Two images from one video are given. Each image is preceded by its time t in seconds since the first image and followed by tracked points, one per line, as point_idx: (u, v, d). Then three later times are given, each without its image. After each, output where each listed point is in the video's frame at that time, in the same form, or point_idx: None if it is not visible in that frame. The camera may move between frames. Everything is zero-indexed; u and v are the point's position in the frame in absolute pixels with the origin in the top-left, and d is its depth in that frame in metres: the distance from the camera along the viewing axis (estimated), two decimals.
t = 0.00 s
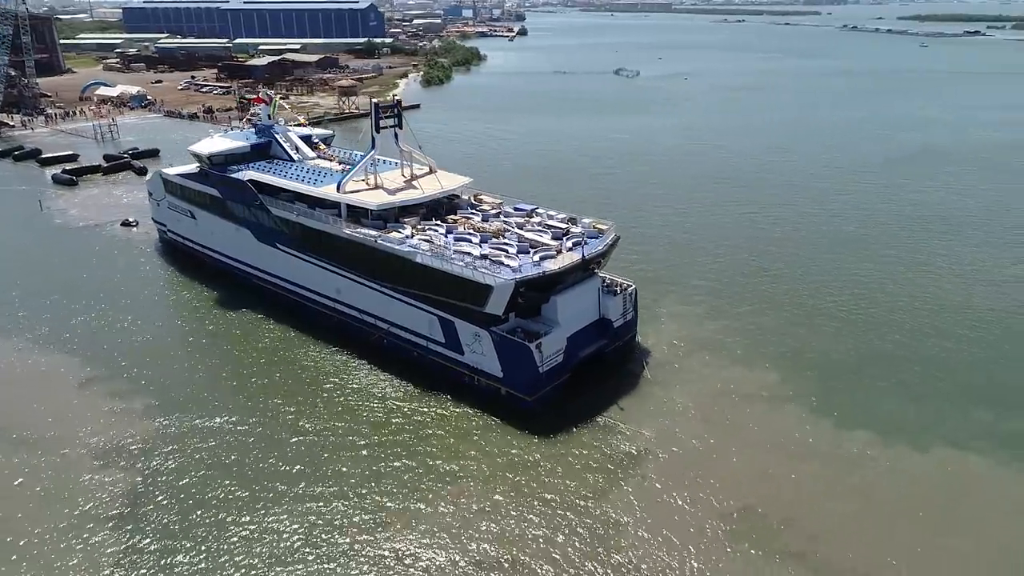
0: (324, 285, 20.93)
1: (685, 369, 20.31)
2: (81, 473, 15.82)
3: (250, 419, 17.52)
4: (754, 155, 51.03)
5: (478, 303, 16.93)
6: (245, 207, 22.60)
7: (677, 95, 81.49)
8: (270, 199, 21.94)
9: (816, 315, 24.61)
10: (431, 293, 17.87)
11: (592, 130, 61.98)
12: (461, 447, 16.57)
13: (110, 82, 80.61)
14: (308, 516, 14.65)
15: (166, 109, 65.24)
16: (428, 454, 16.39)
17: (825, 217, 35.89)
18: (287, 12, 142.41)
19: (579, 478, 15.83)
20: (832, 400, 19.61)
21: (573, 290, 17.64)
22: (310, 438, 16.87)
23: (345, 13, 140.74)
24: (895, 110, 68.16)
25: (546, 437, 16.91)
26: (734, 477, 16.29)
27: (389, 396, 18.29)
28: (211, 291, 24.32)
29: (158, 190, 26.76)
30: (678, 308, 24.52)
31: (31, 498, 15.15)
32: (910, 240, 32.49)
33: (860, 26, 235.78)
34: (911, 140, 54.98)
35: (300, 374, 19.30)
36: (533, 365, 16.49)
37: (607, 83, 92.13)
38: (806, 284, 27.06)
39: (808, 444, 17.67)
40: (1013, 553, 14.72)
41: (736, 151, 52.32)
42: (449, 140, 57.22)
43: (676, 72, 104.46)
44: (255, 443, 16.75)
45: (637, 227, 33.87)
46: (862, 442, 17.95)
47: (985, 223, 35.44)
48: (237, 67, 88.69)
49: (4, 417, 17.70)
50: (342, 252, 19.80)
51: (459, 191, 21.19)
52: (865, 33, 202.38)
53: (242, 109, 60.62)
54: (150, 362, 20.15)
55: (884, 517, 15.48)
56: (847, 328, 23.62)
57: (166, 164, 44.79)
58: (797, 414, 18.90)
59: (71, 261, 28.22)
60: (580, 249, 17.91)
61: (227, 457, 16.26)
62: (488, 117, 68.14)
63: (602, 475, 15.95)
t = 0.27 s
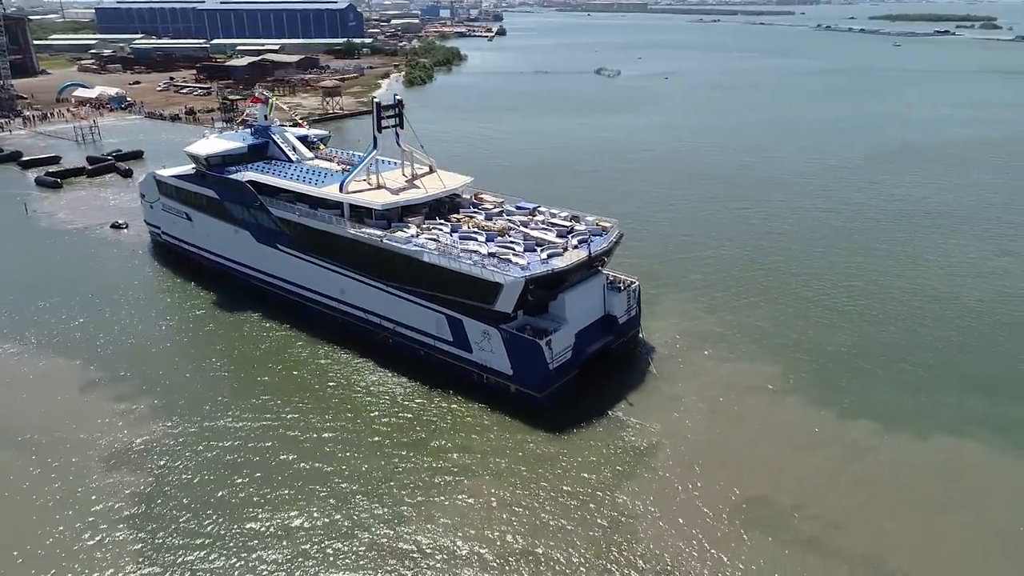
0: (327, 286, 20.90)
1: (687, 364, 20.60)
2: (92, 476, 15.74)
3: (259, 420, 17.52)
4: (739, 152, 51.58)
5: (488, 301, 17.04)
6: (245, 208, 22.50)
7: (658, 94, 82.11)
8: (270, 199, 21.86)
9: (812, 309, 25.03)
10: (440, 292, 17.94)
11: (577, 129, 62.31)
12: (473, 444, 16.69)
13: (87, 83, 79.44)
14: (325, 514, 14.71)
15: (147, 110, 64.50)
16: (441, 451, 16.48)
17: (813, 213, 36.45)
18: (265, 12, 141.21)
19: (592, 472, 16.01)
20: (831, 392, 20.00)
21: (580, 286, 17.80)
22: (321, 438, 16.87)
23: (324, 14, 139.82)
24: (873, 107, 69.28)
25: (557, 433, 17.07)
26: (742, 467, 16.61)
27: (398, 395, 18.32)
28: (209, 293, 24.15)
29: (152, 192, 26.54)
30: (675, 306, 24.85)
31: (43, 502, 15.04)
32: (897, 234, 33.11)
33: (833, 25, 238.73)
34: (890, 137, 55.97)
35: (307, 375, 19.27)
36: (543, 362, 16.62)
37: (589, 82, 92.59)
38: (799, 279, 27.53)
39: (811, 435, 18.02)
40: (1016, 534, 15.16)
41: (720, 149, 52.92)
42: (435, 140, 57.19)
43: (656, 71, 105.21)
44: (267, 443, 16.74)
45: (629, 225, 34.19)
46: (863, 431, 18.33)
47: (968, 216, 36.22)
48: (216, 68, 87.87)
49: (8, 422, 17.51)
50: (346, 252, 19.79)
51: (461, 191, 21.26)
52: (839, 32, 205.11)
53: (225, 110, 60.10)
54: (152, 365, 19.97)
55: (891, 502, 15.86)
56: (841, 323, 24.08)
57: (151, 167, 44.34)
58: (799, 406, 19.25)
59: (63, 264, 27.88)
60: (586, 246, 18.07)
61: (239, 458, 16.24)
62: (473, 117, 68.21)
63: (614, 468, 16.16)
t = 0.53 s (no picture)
0: (330, 286, 20.84)
1: (689, 359, 20.89)
2: (102, 481, 15.63)
3: (268, 422, 17.46)
4: (724, 150, 52.13)
5: (496, 299, 17.12)
6: (244, 209, 22.40)
7: (640, 93, 82.62)
8: (270, 200, 21.77)
9: (806, 303, 25.43)
10: (447, 291, 17.99)
11: (562, 128, 62.53)
12: (484, 441, 16.78)
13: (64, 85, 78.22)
14: (342, 512, 14.74)
15: (127, 111, 63.70)
16: (452, 449, 16.54)
17: (800, 209, 36.96)
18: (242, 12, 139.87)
19: (603, 466, 16.18)
20: (830, 384, 20.37)
21: (587, 283, 17.94)
22: (332, 438, 16.88)
23: (302, 14, 138.86)
24: (852, 106, 70.33)
25: (567, 428, 17.21)
26: (750, 459, 16.89)
27: (406, 394, 18.37)
28: (208, 295, 24.00)
29: (146, 193, 26.29)
30: (673, 302, 25.15)
31: (54, 507, 14.92)
32: (884, 229, 33.70)
33: (807, 25, 241.39)
34: (870, 134, 56.86)
35: (313, 376, 19.23)
36: (553, 359, 16.74)
37: (571, 82, 92.93)
38: (791, 274, 27.96)
39: (814, 426, 18.37)
40: (1018, 516, 15.56)
41: (705, 147, 53.42)
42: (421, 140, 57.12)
43: (636, 70, 105.83)
44: (277, 443, 16.74)
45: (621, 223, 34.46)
46: (864, 422, 18.69)
47: (951, 211, 36.95)
48: (196, 68, 86.94)
49: (12, 427, 17.33)
50: (350, 251, 19.76)
51: (463, 190, 21.30)
52: (813, 32, 207.51)
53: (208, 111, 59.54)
54: (155, 367, 19.83)
55: (895, 489, 16.21)
56: (835, 316, 24.51)
57: (136, 168, 43.85)
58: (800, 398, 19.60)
59: (54, 267, 27.55)
60: (592, 244, 18.21)
61: (251, 458, 16.23)
62: (457, 117, 68.15)
63: (625, 461, 16.37)
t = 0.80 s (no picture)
0: (332, 287, 20.80)
1: (691, 354, 21.18)
2: (113, 484, 15.53)
3: (277, 424, 17.43)
4: (710, 148, 52.62)
5: (505, 297, 17.23)
6: (243, 210, 22.27)
7: (624, 92, 83.04)
8: (270, 200, 21.66)
9: (801, 297, 25.83)
10: (454, 289, 18.07)
11: (548, 127, 62.69)
12: (496, 438, 16.89)
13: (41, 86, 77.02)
14: (358, 510, 14.77)
15: (107, 113, 62.86)
16: (464, 446, 16.64)
17: (789, 205, 37.45)
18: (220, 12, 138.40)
19: (615, 460, 16.36)
20: (829, 376, 20.72)
21: (592, 281, 18.10)
22: (344, 438, 16.93)
23: (281, 14, 137.78)
24: (833, 103, 71.26)
25: (577, 424, 17.37)
26: (757, 450, 17.16)
27: (416, 393, 18.43)
28: (206, 297, 23.85)
29: (140, 196, 26.06)
30: (671, 298, 25.45)
31: (65, 511, 14.81)
32: (872, 224, 34.26)
33: (784, 25, 243.63)
34: (852, 131, 57.69)
35: (319, 377, 19.21)
36: (562, 356, 16.89)
37: (554, 81, 93.19)
38: (785, 271, 28.38)
39: (817, 418, 18.69)
40: (1018, 499, 15.97)
41: (691, 144, 53.90)
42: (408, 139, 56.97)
43: (619, 70, 106.28)
44: (290, 444, 16.73)
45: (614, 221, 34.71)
46: (865, 412, 19.05)
47: (936, 206, 37.65)
48: (175, 69, 86.01)
49: (17, 433, 17.15)
50: (355, 251, 19.77)
51: (464, 189, 21.35)
52: (790, 31, 209.52)
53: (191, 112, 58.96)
54: (159, 370, 19.72)
55: (899, 476, 16.57)
56: (830, 310, 24.94)
57: (122, 170, 43.36)
58: (802, 390, 19.94)
59: (45, 271, 27.21)
60: (597, 241, 18.38)
61: (264, 458, 16.25)
62: (443, 116, 68.11)
63: (636, 453, 16.60)
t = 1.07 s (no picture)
0: (338, 287, 20.80)
1: (693, 348, 21.47)
2: (128, 489, 15.46)
3: (289, 424, 17.43)
4: (697, 146, 53.12)
5: (516, 294, 17.36)
6: (245, 211, 22.20)
7: (608, 91, 83.52)
8: (273, 200, 21.61)
9: (797, 293, 26.28)
10: (464, 287, 18.16)
11: (535, 127, 62.84)
12: (509, 435, 17.02)
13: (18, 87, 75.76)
14: (379, 512, 14.86)
15: (89, 114, 62.05)
16: (478, 444, 16.76)
17: (779, 201, 37.98)
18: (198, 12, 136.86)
19: (628, 453, 16.56)
20: (829, 369, 21.12)
21: (600, 278, 18.30)
22: (357, 438, 16.99)
23: (261, 13, 136.68)
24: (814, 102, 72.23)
25: (587, 418, 17.57)
26: (766, 441, 17.46)
27: (425, 392, 18.52)
28: (207, 299, 23.73)
29: (135, 197, 25.82)
30: (670, 294, 25.76)
31: (83, 517, 14.74)
32: (860, 220, 34.90)
33: (761, 25, 245.70)
34: (835, 129, 58.50)
35: (328, 376, 19.19)
36: (573, 352, 17.07)
37: (538, 81, 93.40)
38: (779, 266, 28.83)
39: (820, 409, 19.06)
40: (1019, 483, 16.43)
41: (678, 142, 54.34)
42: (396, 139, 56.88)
43: (601, 69, 106.67)
44: (303, 445, 16.75)
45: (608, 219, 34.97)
46: (866, 403, 19.46)
47: (922, 201, 38.44)
48: (156, 70, 85.06)
49: (27, 440, 17.00)
50: (361, 251, 19.78)
51: (468, 188, 21.44)
52: (768, 31, 211.34)
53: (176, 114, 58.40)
54: (165, 374, 19.61)
55: (905, 464, 16.94)
56: (826, 305, 25.40)
57: (109, 173, 42.87)
58: (804, 382, 20.32)
59: (40, 274, 26.92)
60: (603, 238, 18.58)
61: (279, 460, 16.28)
62: (430, 116, 68.08)
63: (648, 445, 16.83)
